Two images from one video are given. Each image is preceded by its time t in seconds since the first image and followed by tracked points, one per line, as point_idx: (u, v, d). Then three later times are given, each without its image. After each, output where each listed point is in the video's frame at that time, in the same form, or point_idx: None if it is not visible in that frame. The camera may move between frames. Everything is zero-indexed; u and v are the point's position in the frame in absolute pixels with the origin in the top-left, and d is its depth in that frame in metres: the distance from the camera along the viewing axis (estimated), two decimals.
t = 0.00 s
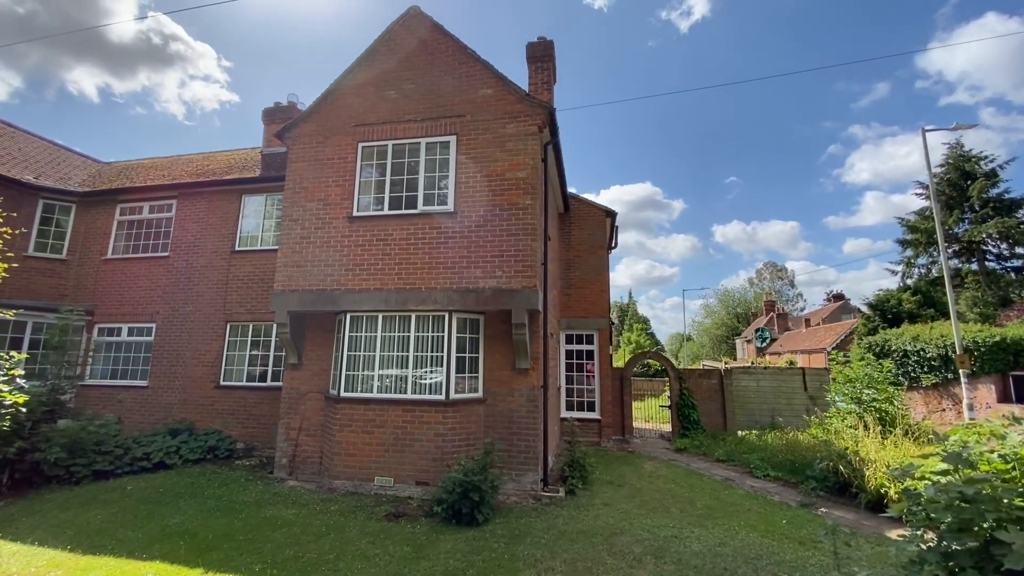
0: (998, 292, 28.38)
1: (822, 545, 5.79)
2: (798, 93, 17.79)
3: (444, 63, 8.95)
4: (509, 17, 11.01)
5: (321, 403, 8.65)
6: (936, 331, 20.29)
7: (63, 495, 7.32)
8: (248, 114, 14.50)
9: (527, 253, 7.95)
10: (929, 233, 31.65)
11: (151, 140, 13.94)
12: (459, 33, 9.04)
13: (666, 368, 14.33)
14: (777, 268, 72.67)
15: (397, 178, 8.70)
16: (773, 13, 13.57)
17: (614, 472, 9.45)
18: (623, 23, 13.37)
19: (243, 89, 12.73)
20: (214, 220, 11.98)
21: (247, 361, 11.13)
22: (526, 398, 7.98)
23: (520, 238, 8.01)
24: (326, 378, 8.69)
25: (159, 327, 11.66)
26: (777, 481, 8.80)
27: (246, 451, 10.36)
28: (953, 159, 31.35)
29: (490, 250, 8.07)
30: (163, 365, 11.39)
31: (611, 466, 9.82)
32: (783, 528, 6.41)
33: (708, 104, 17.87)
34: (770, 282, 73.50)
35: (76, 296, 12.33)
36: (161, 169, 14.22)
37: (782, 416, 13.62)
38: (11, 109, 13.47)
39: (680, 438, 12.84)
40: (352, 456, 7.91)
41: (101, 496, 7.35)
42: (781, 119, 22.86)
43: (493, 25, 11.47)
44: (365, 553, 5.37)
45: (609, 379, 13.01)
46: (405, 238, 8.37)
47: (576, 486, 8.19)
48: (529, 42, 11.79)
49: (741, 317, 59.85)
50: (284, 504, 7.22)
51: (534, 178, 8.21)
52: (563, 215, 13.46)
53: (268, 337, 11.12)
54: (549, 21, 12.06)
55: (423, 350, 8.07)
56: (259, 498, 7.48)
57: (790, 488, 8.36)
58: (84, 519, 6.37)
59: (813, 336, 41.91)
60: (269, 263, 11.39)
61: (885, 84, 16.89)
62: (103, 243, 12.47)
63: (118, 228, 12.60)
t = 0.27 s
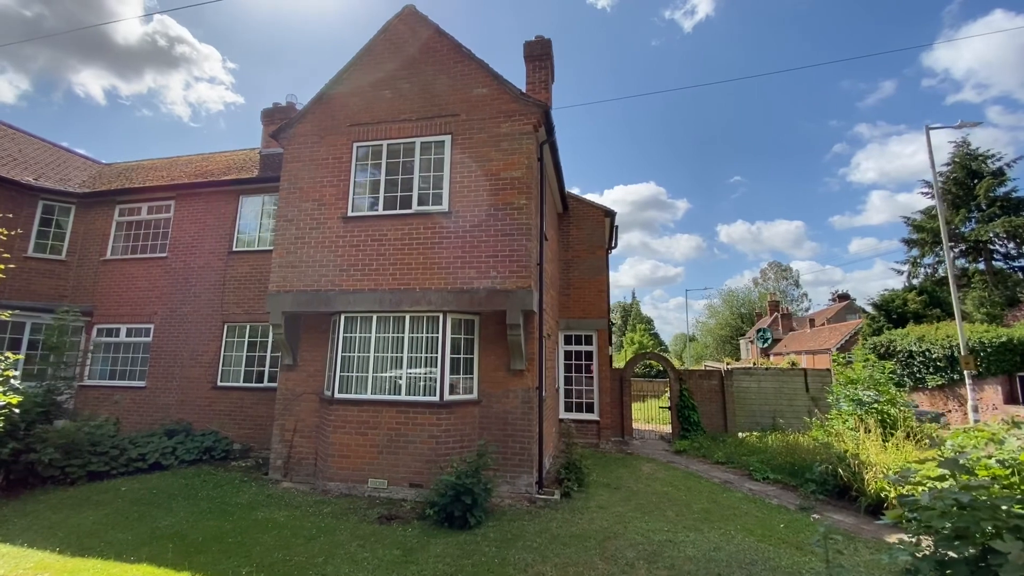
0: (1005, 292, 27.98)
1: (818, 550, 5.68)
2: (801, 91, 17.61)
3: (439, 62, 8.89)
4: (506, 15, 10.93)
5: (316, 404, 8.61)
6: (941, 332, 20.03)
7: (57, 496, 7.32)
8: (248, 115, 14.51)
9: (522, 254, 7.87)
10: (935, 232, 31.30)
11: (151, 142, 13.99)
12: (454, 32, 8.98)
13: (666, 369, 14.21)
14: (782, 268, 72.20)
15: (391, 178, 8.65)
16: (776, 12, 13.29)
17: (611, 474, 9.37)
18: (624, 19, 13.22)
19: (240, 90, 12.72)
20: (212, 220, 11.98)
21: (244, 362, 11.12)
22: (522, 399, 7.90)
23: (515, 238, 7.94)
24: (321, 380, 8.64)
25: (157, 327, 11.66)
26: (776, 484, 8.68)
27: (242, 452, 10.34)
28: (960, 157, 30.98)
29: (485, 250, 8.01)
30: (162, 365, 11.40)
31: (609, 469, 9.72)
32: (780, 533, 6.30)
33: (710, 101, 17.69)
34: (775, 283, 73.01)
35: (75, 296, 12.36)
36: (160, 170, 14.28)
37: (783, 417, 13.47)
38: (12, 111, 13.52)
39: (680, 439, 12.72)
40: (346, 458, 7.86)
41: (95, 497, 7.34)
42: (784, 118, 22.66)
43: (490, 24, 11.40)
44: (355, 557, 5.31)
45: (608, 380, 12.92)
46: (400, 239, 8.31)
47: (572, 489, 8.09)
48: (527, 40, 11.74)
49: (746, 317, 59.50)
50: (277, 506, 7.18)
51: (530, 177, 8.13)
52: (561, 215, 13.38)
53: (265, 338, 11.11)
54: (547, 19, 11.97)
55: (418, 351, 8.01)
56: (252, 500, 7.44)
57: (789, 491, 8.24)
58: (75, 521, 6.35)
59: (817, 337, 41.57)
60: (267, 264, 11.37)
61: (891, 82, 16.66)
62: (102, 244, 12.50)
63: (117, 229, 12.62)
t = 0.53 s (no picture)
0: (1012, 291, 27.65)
1: (814, 553, 5.59)
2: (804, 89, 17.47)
3: (434, 61, 8.85)
4: (502, 13, 10.87)
5: (311, 404, 8.58)
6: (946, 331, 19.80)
7: (51, 496, 7.32)
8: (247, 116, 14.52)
9: (516, 253, 7.82)
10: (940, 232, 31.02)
11: (152, 142, 14.04)
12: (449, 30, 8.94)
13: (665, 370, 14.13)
14: (786, 268, 71.81)
15: (386, 177, 8.61)
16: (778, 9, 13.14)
17: (607, 475, 9.31)
18: (626, 18, 13.10)
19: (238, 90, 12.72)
20: (209, 220, 12.00)
21: (240, 362, 11.11)
22: (516, 399, 7.84)
23: (509, 237, 7.89)
24: (315, 379, 8.62)
25: (154, 327, 11.68)
26: (774, 485, 8.59)
27: (239, 452, 10.33)
28: (965, 156, 30.67)
29: (479, 249, 7.96)
30: (159, 365, 11.42)
31: (606, 469, 9.65)
32: (777, 535, 6.20)
33: (710, 100, 17.57)
34: (779, 283, 72.61)
35: (74, 296, 12.40)
36: (159, 170, 14.31)
37: (784, 418, 13.36)
38: (13, 112, 13.58)
39: (678, 440, 12.63)
40: (339, 458, 7.84)
41: (88, 497, 7.33)
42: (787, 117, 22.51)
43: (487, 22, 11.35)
44: (343, 557, 5.28)
45: (606, 380, 12.85)
46: (394, 238, 8.28)
47: (567, 489, 8.04)
48: (524, 38, 11.75)
49: (749, 317, 59.18)
50: (270, 506, 7.16)
51: (524, 175, 8.09)
52: (559, 215, 13.32)
53: (262, 338, 11.10)
54: (543, 17, 11.91)
55: (412, 350, 7.97)
56: (245, 500, 7.42)
57: (787, 493, 8.15)
58: (67, 521, 6.34)
59: (821, 337, 41.27)
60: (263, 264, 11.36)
61: (896, 81, 16.47)
62: (101, 244, 12.53)
63: (116, 229, 12.66)
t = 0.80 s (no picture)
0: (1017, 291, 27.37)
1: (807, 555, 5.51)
2: (805, 89, 17.33)
3: (427, 59, 8.83)
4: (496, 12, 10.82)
5: (304, 403, 8.56)
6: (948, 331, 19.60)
7: (43, 495, 7.33)
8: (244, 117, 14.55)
9: (509, 251, 7.78)
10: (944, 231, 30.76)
11: (150, 143, 14.01)
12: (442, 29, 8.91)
13: (663, 369, 14.06)
14: (789, 268, 71.46)
15: (378, 176, 8.59)
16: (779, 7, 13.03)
17: (602, 475, 9.25)
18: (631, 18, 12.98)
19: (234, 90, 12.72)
20: (205, 220, 12.02)
21: (236, 362, 11.11)
22: (508, 399, 7.80)
23: (502, 236, 7.85)
24: (308, 379, 8.59)
25: (151, 327, 11.70)
26: (770, 486, 8.51)
27: (234, 451, 10.33)
28: (970, 154, 30.40)
29: (471, 248, 7.93)
30: (155, 365, 11.44)
31: (601, 470, 9.59)
32: (770, 536, 6.12)
33: (710, 99, 17.46)
34: (782, 283, 72.27)
35: (72, 296, 12.44)
36: (157, 172, 14.31)
37: (782, 418, 13.26)
38: (12, 113, 13.65)
39: (676, 440, 12.56)
40: (331, 458, 7.81)
41: (80, 496, 7.34)
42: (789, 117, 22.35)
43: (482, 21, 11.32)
44: (330, 557, 5.25)
45: (603, 380, 12.79)
46: (387, 237, 8.25)
47: (560, 490, 7.99)
48: (519, 37, 11.86)
49: (752, 317, 58.91)
50: (261, 506, 7.14)
51: (516, 174, 8.05)
52: (555, 214, 13.28)
53: (257, 338, 11.09)
54: (538, 16, 11.85)
55: (404, 350, 7.93)
56: (236, 499, 7.41)
57: (782, 494, 8.07)
58: (57, 520, 6.34)
59: (824, 337, 41.01)
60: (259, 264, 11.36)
61: (899, 80, 16.32)
62: (99, 244, 12.57)
63: (113, 229, 12.70)
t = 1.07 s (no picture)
0: None
1: (800, 558, 5.42)
2: (810, 92, 17.10)
3: (421, 58, 8.79)
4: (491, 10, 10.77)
5: (297, 403, 8.55)
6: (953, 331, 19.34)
7: (37, 494, 7.36)
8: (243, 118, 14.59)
9: (502, 251, 7.73)
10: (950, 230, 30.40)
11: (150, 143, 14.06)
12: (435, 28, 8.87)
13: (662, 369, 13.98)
14: (794, 267, 70.97)
15: (371, 176, 8.57)
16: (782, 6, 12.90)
17: (597, 476, 9.18)
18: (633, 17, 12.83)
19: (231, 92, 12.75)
20: (203, 220, 12.04)
21: (233, 362, 11.12)
22: (501, 399, 7.75)
23: (495, 235, 7.80)
24: (302, 379, 8.58)
25: (149, 327, 11.75)
26: (767, 487, 8.42)
27: (230, 451, 10.34)
28: (977, 152, 30.03)
29: (464, 247, 7.89)
30: (153, 365, 11.48)
31: (597, 471, 9.52)
32: (764, 539, 6.03)
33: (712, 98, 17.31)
34: (787, 282, 71.79)
35: (72, 297, 12.51)
36: (156, 172, 14.34)
37: (783, 419, 13.14)
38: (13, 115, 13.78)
39: (674, 441, 12.47)
40: (324, 458, 7.80)
41: (74, 495, 7.37)
42: (793, 118, 22.11)
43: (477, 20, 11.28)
44: (316, 558, 5.23)
45: (601, 380, 12.72)
46: (380, 237, 8.22)
47: (554, 491, 7.93)
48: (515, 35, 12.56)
49: (757, 317, 58.54)
50: (253, 506, 7.13)
51: (510, 173, 8.00)
52: (553, 213, 13.23)
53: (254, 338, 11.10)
54: (534, 15, 11.77)
55: (396, 350, 7.90)
56: (229, 499, 7.41)
57: (779, 496, 7.98)
58: (49, 519, 6.37)
59: (829, 337, 40.69)
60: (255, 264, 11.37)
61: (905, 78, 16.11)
62: (98, 245, 12.63)
63: (112, 229, 12.76)
